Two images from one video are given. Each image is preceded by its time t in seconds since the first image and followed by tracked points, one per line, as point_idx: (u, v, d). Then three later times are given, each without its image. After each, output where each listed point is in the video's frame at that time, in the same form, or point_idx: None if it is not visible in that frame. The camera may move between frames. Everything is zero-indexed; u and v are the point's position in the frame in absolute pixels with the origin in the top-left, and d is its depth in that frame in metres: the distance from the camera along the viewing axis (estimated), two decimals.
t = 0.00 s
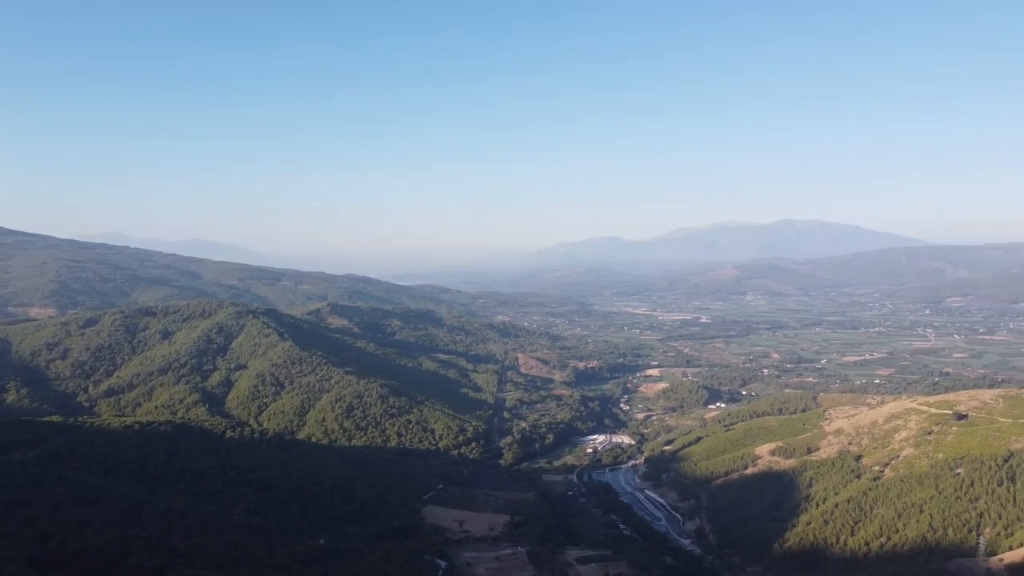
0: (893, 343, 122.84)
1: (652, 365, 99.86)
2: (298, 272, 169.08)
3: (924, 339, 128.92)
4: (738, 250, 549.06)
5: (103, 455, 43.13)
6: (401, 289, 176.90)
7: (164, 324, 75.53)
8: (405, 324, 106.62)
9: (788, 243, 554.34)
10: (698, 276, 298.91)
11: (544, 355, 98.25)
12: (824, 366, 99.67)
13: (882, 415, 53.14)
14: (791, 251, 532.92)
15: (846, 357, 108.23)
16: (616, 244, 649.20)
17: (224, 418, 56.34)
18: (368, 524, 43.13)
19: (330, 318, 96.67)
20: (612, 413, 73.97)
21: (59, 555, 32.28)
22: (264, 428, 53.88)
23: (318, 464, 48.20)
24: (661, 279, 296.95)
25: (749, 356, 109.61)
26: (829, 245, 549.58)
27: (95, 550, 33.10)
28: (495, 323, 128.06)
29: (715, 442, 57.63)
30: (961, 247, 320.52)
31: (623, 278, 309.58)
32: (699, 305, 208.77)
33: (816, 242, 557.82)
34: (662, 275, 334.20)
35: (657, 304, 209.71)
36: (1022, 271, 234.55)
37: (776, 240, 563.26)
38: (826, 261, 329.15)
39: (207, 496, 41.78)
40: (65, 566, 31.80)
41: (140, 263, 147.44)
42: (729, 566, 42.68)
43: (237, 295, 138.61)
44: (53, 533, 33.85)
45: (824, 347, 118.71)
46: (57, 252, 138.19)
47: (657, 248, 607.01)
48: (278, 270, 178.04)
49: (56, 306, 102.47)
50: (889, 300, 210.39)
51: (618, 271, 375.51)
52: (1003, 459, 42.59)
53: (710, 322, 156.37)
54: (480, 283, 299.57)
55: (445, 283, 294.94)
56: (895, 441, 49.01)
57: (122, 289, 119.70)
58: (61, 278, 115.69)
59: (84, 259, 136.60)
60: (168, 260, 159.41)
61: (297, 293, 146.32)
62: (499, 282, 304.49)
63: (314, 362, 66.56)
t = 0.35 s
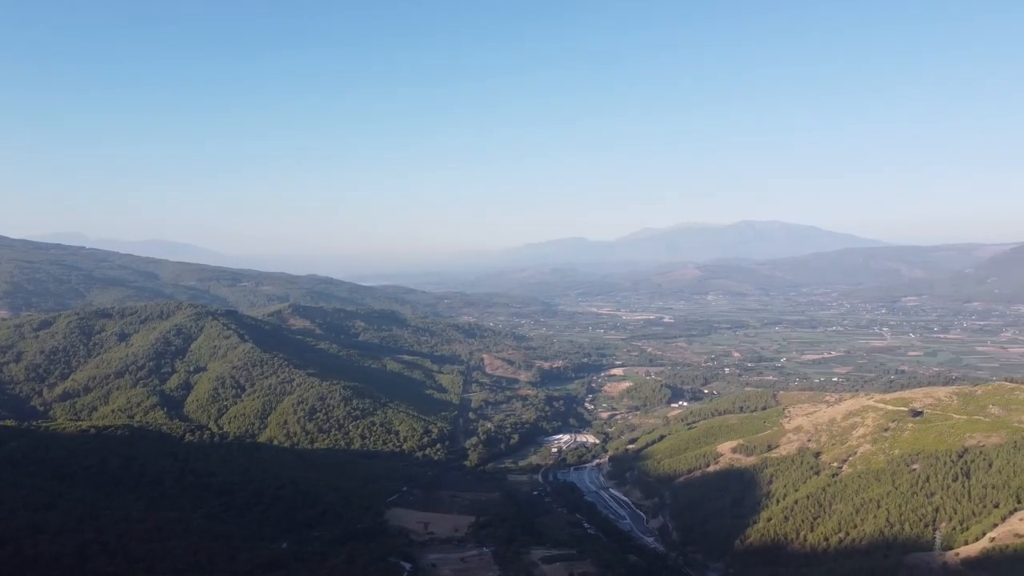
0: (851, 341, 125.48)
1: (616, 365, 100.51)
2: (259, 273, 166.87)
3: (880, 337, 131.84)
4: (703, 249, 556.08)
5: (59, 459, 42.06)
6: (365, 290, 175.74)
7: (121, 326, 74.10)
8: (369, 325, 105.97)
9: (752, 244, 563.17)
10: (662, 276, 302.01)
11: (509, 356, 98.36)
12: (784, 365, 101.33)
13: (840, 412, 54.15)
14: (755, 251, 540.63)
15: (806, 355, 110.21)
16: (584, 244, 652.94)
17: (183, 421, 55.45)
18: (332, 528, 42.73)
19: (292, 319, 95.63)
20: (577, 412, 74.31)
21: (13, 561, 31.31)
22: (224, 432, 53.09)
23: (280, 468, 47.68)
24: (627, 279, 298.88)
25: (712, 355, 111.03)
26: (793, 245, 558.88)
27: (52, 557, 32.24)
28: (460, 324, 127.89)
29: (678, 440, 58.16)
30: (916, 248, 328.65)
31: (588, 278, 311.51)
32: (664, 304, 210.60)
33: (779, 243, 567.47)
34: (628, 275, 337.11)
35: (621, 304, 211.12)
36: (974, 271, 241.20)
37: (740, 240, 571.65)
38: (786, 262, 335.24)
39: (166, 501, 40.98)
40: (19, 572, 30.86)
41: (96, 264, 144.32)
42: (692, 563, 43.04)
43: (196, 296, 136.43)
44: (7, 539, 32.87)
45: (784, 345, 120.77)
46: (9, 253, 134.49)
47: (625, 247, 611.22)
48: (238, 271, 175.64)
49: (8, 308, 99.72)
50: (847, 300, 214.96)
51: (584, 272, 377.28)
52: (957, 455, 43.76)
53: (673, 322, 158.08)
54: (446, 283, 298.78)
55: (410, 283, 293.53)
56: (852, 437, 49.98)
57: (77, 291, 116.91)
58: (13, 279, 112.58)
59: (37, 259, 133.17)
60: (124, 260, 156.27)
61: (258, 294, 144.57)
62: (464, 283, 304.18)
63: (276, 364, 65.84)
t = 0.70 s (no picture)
0: (810, 340, 127.87)
1: (582, 364, 101.09)
2: (220, 274, 164.57)
3: (838, 336, 134.52)
4: (669, 249, 562.05)
5: (12, 464, 40.95)
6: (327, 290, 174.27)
7: (75, 328, 72.52)
8: (331, 326, 105.07)
9: (716, 244, 570.90)
10: (626, 276, 304.39)
11: (473, 356, 98.29)
12: (745, 363, 102.81)
13: (799, 410, 55.09)
14: (720, 252, 547.73)
15: (766, 354, 111.96)
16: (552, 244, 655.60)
17: (141, 424, 54.44)
18: (294, 531, 42.29)
19: (253, 321, 94.42)
20: (542, 412, 74.53)
21: None
22: (183, 436, 52.26)
23: (241, 472, 47.05)
24: (592, 279, 300.51)
25: (675, 354, 112.20)
26: (757, 246, 567.50)
27: (7, 562, 31.31)
28: (425, 324, 127.47)
29: (641, 439, 58.63)
30: (873, 248, 336.12)
31: (554, 278, 312.68)
32: (628, 304, 212.26)
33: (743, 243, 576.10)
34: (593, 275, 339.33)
35: (586, 304, 212.30)
36: (927, 271, 247.49)
37: (706, 241, 578.99)
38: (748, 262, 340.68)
39: (125, 506, 40.13)
40: None
41: (50, 265, 140.92)
42: (655, 561, 43.41)
43: (154, 297, 133.95)
44: None
45: (745, 344, 122.53)
46: None
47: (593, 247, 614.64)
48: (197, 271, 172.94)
49: None
50: (807, 299, 219.06)
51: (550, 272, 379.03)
52: (913, 451, 44.81)
53: (636, 321, 159.39)
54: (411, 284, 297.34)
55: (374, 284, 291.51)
56: (811, 434, 50.87)
57: (29, 292, 114.02)
58: None
59: None
60: (79, 261, 152.84)
61: (217, 295, 142.45)
62: (429, 283, 303.18)
63: (237, 366, 65.02)
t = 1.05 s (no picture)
0: (771, 339, 130.12)
1: (547, 364, 101.58)
2: (179, 275, 162.03)
3: (797, 335, 137.06)
4: (636, 249, 567.20)
5: None
6: (289, 291, 172.46)
7: (28, 330, 70.83)
8: (294, 327, 104.02)
9: (682, 245, 577.80)
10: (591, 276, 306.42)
11: (438, 356, 98.07)
12: (707, 362, 104.21)
13: (760, 408, 55.98)
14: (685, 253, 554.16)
15: (727, 353, 113.64)
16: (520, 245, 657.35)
17: (97, 428, 53.36)
18: (256, 536, 41.72)
19: (212, 322, 93.07)
20: (507, 412, 74.63)
21: None
22: (140, 440, 51.39)
23: (201, 476, 46.33)
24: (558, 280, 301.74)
25: (638, 353, 113.21)
26: (721, 246, 575.35)
27: None
28: (389, 325, 126.86)
29: (605, 438, 59.04)
30: (831, 248, 343.14)
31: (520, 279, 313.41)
32: (593, 304, 213.63)
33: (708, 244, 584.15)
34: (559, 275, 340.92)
35: (552, 304, 213.18)
36: (883, 270, 253.38)
37: (672, 241, 585.74)
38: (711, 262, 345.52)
39: (81, 511, 39.23)
40: None
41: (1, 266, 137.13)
42: (619, 559, 43.68)
43: (110, 298, 131.25)
44: None
45: (707, 344, 124.15)
46: None
47: (560, 247, 617.25)
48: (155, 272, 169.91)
49: None
50: (768, 299, 222.94)
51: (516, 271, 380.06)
52: (870, 447, 45.80)
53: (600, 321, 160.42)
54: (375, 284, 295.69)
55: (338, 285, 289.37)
56: (772, 432, 51.70)
57: None
58: None
59: None
60: (32, 262, 149.02)
61: (176, 296, 140.07)
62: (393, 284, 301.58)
63: (196, 369, 64.07)
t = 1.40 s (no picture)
0: (733, 338, 132.17)
1: (512, 364, 101.73)
2: (135, 275, 158.78)
3: (758, 334, 139.31)
4: (602, 249, 571.27)
5: None
6: (250, 291, 170.11)
7: None
8: (255, 329, 102.66)
9: (648, 245, 583.69)
10: (557, 276, 307.87)
11: (403, 357, 97.60)
12: (670, 361, 105.39)
13: (721, 406, 56.82)
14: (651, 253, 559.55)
15: (690, 352, 115.07)
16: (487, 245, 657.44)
17: (51, 433, 52.12)
18: (217, 539, 40.96)
19: (171, 324, 91.38)
20: (473, 413, 74.60)
21: None
22: (96, 444, 50.30)
23: (160, 481, 45.51)
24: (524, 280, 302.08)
25: (603, 353, 114.02)
26: (686, 248, 582.45)
27: None
28: (352, 326, 125.90)
29: (570, 437, 59.35)
30: (792, 248, 349.41)
31: (486, 279, 313.53)
32: (559, 304, 214.50)
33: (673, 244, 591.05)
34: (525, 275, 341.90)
35: (518, 304, 213.53)
36: (842, 271, 258.81)
37: (638, 241, 591.30)
38: (675, 261, 349.67)
39: (35, 516, 38.18)
40: None
41: None
42: (584, 558, 43.88)
43: (64, 300, 128.00)
44: None
45: (671, 343, 125.59)
46: None
47: (527, 247, 618.47)
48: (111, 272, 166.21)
49: None
50: (730, 298, 226.28)
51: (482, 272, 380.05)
52: (829, 444, 46.74)
53: (565, 321, 161.19)
54: (339, 285, 293.04)
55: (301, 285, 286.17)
56: (733, 429, 52.52)
57: None
58: None
59: None
60: None
61: (133, 297, 137.25)
62: (358, 283, 299.21)
63: (155, 371, 62.94)
